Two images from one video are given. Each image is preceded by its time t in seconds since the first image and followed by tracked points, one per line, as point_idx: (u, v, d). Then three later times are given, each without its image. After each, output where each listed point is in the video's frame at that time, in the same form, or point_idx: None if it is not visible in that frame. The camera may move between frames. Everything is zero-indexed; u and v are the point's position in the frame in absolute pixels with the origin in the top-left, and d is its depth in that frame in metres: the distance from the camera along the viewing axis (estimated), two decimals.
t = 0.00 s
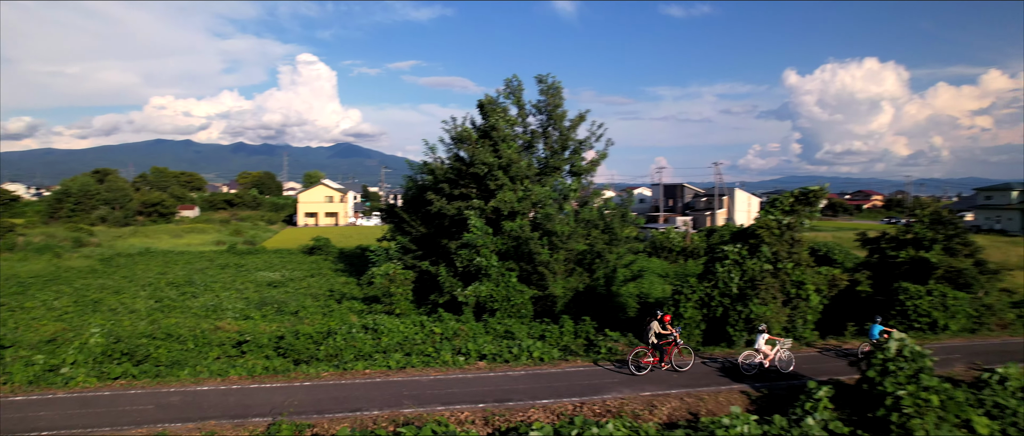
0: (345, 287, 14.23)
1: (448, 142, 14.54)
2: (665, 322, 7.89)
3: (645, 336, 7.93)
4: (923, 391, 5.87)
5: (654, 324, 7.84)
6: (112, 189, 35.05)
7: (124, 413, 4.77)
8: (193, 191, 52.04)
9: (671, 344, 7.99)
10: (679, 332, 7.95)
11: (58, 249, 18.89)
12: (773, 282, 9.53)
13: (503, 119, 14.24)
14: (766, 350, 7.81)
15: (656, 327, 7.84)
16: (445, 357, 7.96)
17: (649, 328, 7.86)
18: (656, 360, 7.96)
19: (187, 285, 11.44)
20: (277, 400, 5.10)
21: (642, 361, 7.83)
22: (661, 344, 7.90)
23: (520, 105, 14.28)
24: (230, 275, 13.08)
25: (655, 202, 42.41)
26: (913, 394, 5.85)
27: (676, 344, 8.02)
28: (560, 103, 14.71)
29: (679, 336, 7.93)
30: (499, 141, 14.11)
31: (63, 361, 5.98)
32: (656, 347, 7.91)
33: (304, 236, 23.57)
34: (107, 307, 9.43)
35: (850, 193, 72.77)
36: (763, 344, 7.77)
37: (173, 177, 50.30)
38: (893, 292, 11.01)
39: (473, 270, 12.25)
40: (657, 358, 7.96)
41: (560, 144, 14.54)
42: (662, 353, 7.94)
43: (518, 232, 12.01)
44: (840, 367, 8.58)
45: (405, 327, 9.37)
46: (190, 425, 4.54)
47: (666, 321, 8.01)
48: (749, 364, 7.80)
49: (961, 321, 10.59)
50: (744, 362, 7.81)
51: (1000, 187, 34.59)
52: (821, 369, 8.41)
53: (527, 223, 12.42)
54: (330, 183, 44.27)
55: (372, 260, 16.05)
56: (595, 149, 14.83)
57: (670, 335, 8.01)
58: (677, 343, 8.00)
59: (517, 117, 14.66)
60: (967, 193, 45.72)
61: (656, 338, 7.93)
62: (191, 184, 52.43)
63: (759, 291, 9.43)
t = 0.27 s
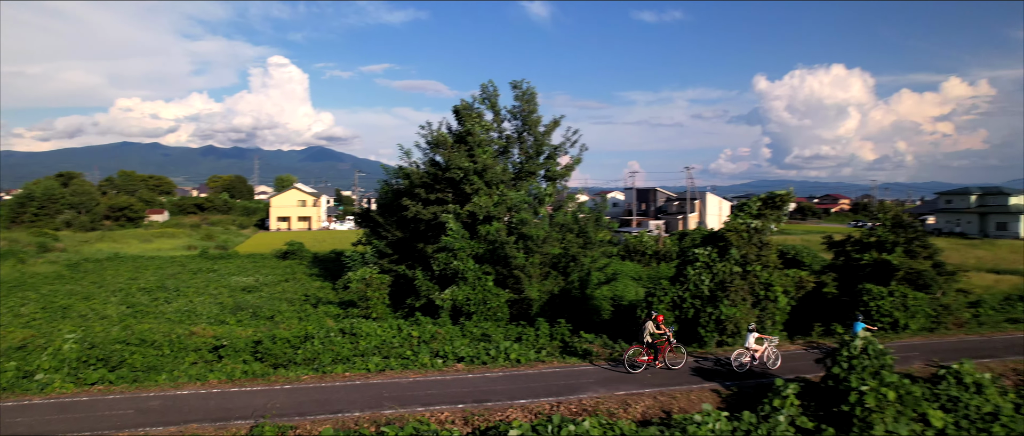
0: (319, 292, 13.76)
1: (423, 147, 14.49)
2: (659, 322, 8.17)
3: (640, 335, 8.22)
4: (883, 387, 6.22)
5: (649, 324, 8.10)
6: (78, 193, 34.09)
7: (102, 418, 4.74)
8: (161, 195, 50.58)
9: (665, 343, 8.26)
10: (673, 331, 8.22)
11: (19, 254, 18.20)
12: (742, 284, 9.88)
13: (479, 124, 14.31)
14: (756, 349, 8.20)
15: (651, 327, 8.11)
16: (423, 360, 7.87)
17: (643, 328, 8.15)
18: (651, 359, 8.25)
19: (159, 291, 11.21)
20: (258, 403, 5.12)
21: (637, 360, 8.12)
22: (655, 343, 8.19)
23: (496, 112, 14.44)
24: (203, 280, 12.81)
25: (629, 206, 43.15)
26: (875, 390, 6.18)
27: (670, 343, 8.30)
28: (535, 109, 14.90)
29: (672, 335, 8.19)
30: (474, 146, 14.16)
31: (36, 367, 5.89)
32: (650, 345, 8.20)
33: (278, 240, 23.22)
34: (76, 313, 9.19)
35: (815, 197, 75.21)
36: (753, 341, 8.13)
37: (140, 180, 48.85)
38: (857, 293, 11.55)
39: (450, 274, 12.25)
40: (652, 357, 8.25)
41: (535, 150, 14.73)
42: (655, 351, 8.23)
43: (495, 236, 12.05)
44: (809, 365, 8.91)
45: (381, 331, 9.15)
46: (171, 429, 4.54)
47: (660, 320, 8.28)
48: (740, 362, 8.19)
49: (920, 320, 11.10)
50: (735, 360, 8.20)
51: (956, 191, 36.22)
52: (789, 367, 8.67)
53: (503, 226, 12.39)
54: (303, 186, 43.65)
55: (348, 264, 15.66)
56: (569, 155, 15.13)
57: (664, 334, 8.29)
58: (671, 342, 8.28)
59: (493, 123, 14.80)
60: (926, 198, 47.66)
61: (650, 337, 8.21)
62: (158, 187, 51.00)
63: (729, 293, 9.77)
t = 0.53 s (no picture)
0: (297, 297, 13.20)
1: (400, 152, 14.46)
2: (654, 323, 8.57)
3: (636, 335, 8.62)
4: (848, 383, 6.56)
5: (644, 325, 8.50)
6: (45, 198, 33.16)
7: (85, 422, 4.75)
8: (131, 199, 49.26)
9: (659, 343, 8.66)
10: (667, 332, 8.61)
11: None
12: (714, 286, 10.22)
13: (457, 130, 14.41)
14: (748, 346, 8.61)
15: (646, 327, 8.51)
16: (404, 363, 7.84)
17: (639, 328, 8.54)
18: (646, 358, 8.65)
19: (134, 296, 11.01)
20: (242, 405, 5.17)
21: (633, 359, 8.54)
22: (650, 343, 8.59)
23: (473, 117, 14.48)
24: (178, 285, 12.60)
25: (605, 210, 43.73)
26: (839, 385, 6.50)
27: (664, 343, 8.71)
28: (512, 115, 15.09)
29: (667, 335, 8.57)
30: (452, 151, 14.27)
31: (14, 373, 5.87)
32: (646, 345, 8.60)
33: (255, 245, 22.92)
34: (48, 320, 9.00)
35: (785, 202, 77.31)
36: (747, 339, 8.60)
37: (109, 184, 47.54)
38: (827, 295, 11.96)
39: (429, 278, 12.20)
40: (648, 356, 8.65)
41: (512, 155, 14.88)
42: (651, 351, 8.63)
43: (474, 241, 12.14)
44: (780, 364, 9.15)
45: (364, 336, 8.93)
46: (154, 432, 4.57)
47: (655, 321, 8.67)
48: (732, 359, 8.58)
49: (885, 321, 11.56)
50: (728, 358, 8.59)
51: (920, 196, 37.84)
52: (761, 366, 8.89)
53: (481, 231, 12.47)
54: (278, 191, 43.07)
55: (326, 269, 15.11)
56: (545, 160, 15.33)
57: (659, 334, 8.68)
58: (665, 341, 8.69)
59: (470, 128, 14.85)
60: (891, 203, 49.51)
61: (646, 337, 8.60)
62: (128, 191, 49.69)
63: (702, 295, 10.10)
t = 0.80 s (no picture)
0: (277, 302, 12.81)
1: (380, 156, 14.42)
2: (649, 323, 8.88)
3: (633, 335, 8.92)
4: (817, 381, 6.87)
5: (639, 325, 8.80)
6: (14, 201, 32.27)
7: (70, 427, 4.77)
8: (102, 203, 47.99)
9: (654, 343, 8.99)
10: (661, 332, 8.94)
11: None
12: (690, 289, 10.54)
13: (436, 135, 14.40)
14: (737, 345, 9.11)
15: (641, 327, 8.82)
16: (387, 365, 7.90)
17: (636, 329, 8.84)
18: (642, 357, 8.97)
19: (109, 302, 10.83)
20: (227, 408, 5.22)
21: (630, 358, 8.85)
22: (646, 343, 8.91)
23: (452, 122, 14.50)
24: (155, 290, 12.40)
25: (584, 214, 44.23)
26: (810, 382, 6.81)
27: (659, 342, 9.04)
28: (492, 120, 15.19)
29: (661, 335, 8.90)
30: (432, 157, 14.26)
31: None
32: (642, 345, 8.92)
33: (232, 249, 22.56)
34: (21, 326, 8.83)
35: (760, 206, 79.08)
36: (736, 338, 9.01)
37: (79, 188, 46.27)
38: (799, 298, 12.30)
39: (410, 282, 12.17)
40: (643, 355, 8.97)
41: (491, 160, 14.98)
42: (646, 350, 8.95)
43: (454, 245, 12.21)
44: (753, 364, 9.41)
45: (354, 346, 8.82)
46: None
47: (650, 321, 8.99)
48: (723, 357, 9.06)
49: (855, 322, 11.95)
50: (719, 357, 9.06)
51: (889, 201, 39.18)
52: (735, 366, 9.14)
53: (460, 236, 12.67)
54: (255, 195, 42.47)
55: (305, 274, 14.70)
56: (524, 165, 15.51)
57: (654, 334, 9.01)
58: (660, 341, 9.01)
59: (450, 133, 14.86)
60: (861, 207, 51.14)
61: (642, 337, 8.92)
62: (99, 194, 48.43)
63: (679, 298, 10.40)
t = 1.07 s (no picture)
0: (259, 305, 12.53)
1: (362, 161, 14.36)
2: (645, 325, 9.39)
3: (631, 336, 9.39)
4: (789, 380, 7.18)
5: (636, 326, 9.33)
6: None
7: (59, 432, 4.81)
8: (75, 206, 46.82)
9: (650, 343, 9.46)
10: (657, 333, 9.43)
11: None
12: (669, 292, 10.83)
13: (419, 140, 14.38)
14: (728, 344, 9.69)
15: (638, 328, 9.34)
16: (372, 368, 8.00)
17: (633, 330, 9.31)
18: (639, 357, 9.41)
19: (88, 307, 10.69)
20: (217, 412, 5.29)
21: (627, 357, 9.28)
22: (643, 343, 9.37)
23: (435, 127, 14.45)
24: (134, 294, 12.24)
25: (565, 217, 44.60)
26: (785, 380, 7.14)
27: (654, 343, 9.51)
28: (474, 125, 15.27)
29: (657, 335, 9.38)
30: (414, 162, 14.24)
31: None
32: (638, 345, 9.38)
33: (211, 253, 22.21)
34: None
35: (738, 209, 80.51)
36: (727, 338, 9.59)
37: (51, 189, 45.09)
38: (775, 300, 12.67)
39: (393, 286, 12.10)
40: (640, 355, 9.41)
41: (474, 164, 15.01)
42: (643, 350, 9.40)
43: (436, 249, 12.23)
44: (729, 364, 9.71)
45: (329, 343, 8.69)
46: None
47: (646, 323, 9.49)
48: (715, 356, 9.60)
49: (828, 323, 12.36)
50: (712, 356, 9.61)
51: (864, 204, 40.32)
52: (711, 368, 9.42)
53: (443, 240, 12.72)
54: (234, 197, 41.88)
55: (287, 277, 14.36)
56: (506, 169, 15.60)
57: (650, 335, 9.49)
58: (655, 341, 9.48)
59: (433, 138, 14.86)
60: (837, 210, 52.46)
61: (639, 337, 9.39)
62: (72, 197, 47.24)
63: (658, 301, 10.67)
